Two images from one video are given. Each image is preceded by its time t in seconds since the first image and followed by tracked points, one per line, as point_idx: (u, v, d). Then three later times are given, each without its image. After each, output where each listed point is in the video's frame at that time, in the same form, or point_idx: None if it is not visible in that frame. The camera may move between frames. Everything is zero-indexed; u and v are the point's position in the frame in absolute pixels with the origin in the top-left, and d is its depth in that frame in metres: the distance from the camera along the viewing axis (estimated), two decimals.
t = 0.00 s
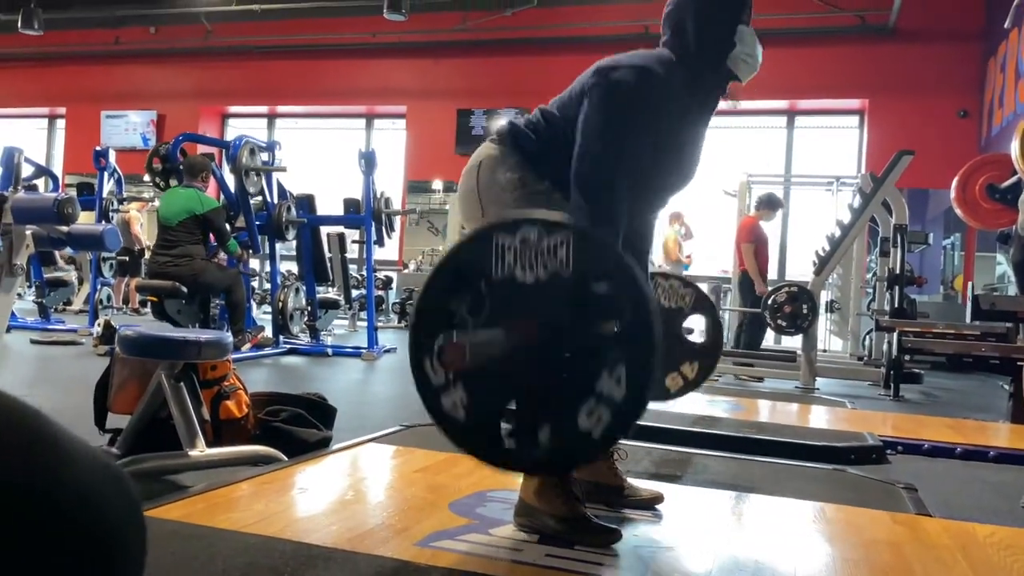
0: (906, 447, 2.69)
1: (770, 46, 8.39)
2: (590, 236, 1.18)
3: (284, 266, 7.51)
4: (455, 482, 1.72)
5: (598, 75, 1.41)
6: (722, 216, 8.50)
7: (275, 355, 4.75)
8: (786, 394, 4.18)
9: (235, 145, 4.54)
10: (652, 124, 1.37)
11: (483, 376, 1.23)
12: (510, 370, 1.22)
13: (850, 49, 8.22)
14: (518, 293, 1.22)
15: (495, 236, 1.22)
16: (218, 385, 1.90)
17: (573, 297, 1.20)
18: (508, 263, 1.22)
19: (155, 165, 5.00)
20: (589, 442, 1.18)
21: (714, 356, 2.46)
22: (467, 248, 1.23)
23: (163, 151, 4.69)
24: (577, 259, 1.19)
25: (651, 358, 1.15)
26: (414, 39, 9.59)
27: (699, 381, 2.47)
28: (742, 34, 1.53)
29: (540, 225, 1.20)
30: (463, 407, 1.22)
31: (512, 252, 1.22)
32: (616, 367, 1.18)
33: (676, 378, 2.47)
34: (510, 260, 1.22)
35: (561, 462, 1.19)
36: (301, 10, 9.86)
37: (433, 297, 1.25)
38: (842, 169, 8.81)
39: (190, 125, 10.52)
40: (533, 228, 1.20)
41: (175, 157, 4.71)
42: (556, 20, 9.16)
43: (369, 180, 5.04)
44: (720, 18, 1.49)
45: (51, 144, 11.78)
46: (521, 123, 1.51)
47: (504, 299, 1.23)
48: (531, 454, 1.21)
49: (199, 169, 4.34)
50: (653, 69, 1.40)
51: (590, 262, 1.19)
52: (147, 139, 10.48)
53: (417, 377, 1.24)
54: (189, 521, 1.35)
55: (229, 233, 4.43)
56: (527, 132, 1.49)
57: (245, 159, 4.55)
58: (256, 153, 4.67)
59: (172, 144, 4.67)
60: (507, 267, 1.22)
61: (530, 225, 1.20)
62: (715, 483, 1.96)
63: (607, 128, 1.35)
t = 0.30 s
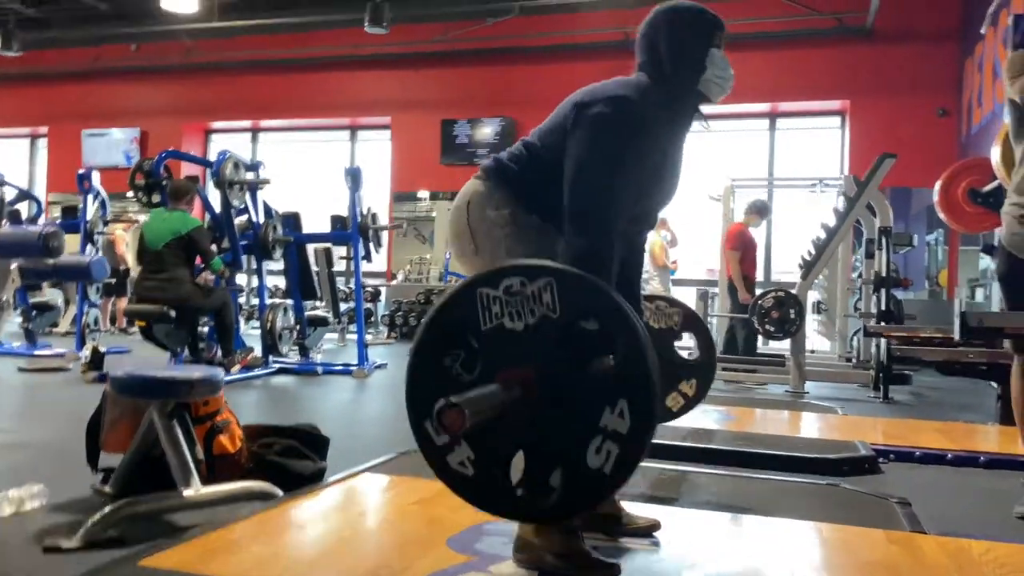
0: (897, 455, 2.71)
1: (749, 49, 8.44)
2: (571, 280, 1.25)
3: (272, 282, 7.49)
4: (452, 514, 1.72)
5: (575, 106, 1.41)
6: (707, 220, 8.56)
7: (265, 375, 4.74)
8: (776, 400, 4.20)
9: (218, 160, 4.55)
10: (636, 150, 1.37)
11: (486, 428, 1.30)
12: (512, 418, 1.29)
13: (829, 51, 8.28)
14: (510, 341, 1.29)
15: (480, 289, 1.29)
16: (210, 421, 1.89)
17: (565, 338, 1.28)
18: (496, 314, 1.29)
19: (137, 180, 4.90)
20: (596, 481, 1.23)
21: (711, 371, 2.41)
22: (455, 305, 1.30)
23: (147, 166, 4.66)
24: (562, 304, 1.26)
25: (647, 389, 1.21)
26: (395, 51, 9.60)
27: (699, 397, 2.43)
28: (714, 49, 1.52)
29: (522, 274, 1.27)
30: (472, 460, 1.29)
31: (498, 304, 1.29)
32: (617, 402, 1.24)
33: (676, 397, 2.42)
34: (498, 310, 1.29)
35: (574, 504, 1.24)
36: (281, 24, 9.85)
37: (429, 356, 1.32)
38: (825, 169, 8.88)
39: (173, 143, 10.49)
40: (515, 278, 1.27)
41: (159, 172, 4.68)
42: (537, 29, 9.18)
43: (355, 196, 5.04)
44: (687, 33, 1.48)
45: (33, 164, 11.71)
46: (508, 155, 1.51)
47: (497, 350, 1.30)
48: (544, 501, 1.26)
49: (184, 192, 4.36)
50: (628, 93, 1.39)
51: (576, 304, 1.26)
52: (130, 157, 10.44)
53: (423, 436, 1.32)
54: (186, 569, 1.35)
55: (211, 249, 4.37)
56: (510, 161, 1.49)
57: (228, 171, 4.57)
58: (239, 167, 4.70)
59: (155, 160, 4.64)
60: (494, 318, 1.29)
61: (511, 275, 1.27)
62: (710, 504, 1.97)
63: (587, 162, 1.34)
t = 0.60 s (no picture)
0: (887, 470, 2.73)
1: (722, 50, 8.47)
2: (549, 167, 1.18)
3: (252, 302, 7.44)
4: (450, 568, 1.70)
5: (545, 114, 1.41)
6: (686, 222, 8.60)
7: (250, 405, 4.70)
8: (764, 409, 4.22)
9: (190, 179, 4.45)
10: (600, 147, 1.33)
11: (474, 326, 1.19)
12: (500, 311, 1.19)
13: (801, 49, 8.33)
14: (493, 236, 1.21)
15: (457, 188, 1.21)
16: (199, 479, 1.86)
17: (547, 226, 1.20)
18: (475, 210, 1.20)
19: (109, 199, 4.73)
20: (591, 364, 1.16)
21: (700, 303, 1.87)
22: (432, 206, 1.21)
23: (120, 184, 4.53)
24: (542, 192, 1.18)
25: (633, 263, 1.15)
26: (367, 62, 9.55)
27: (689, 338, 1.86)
28: (715, 94, 1.47)
29: (498, 167, 1.19)
30: (466, 362, 1.19)
31: (477, 200, 1.20)
32: (606, 281, 1.17)
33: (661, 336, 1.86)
34: (478, 206, 1.20)
35: (571, 392, 1.17)
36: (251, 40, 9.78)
37: (408, 261, 1.22)
38: (801, 166, 8.94)
39: (146, 162, 10.38)
40: (492, 172, 1.19)
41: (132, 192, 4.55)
42: (509, 36, 9.17)
43: (334, 219, 5.00)
44: (690, 68, 1.42)
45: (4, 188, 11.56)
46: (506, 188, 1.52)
47: (481, 245, 1.21)
48: (541, 393, 1.18)
49: (158, 225, 4.28)
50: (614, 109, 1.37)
51: (555, 188, 1.18)
52: (102, 178, 10.33)
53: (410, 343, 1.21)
54: None
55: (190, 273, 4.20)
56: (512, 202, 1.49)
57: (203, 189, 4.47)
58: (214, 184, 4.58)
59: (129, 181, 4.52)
60: (475, 216, 1.20)
61: (488, 168, 1.19)
62: (705, 538, 1.96)
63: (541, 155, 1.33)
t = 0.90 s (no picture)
0: (886, 483, 2.72)
1: (714, 46, 8.45)
2: (537, 380, 1.07)
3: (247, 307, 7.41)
4: None
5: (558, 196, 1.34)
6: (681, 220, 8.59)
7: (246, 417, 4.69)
8: (761, 416, 4.22)
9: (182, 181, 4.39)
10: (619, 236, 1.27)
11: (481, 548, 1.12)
12: (502, 525, 1.12)
13: (792, 45, 8.31)
14: (488, 455, 1.12)
15: (446, 406, 1.12)
16: (195, 516, 1.83)
17: (545, 442, 1.09)
18: (467, 428, 1.11)
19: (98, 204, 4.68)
20: None
21: (697, 407, 2.08)
22: (420, 425, 1.13)
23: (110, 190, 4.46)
24: (533, 407, 1.08)
25: (636, 477, 1.06)
26: (358, 64, 9.50)
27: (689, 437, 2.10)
28: (704, 138, 1.40)
29: (483, 381, 1.09)
30: None
31: (468, 417, 1.11)
32: (605, 498, 1.07)
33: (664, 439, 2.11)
34: (468, 423, 1.11)
35: None
36: (241, 42, 9.71)
37: (403, 475, 1.14)
38: (795, 162, 8.94)
39: (137, 165, 10.33)
40: (481, 387, 1.09)
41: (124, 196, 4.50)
42: (500, 36, 9.13)
43: (327, 228, 5.00)
44: (678, 119, 1.37)
45: None
46: (494, 253, 1.43)
47: (479, 465, 1.12)
48: None
49: (152, 238, 4.28)
50: (613, 189, 1.30)
51: (546, 399, 1.08)
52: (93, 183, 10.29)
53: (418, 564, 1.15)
54: None
55: (177, 278, 4.14)
56: (497, 262, 1.41)
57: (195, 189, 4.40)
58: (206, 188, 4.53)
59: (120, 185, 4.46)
60: (465, 433, 1.12)
61: (475, 384, 1.09)
62: (706, 564, 1.95)
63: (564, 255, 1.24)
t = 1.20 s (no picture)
0: (895, 493, 2.71)
1: (725, 41, 8.38)
2: (546, 533, 1.12)
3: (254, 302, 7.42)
4: None
5: (578, 265, 1.26)
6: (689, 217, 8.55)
7: (254, 416, 4.70)
8: (768, 420, 4.21)
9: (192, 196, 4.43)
10: (643, 320, 1.21)
11: None
12: None
13: (803, 41, 8.25)
14: None
15: (457, 563, 1.16)
16: (203, 529, 1.83)
17: None
18: None
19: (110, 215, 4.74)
20: None
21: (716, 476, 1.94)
22: None
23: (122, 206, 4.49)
24: (546, 560, 1.13)
25: None
26: (366, 58, 9.48)
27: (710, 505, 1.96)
28: (726, 200, 1.28)
29: (494, 538, 1.15)
30: None
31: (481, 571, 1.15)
32: None
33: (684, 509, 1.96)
34: None
35: None
36: (250, 35, 9.69)
37: None
38: (805, 158, 8.88)
39: (146, 158, 10.34)
40: (491, 543, 1.15)
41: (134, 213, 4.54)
42: (509, 30, 9.09)
43: (336, 227, 5.00)
44: (698, 188, 1.25)
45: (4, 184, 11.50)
46: (499, 293, 1.35)
47: None
48: None
49: (161, 234, 4.26)
50: (631, 264, 1.22)
51: (558, 547, 1.12)
52: (102, 175, 10.31)
53: None
54: None
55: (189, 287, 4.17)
56: (506, 303, 1.33)
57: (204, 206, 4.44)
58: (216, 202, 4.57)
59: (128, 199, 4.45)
60: None
61: (485, 542, 1.15)
62: None
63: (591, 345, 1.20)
